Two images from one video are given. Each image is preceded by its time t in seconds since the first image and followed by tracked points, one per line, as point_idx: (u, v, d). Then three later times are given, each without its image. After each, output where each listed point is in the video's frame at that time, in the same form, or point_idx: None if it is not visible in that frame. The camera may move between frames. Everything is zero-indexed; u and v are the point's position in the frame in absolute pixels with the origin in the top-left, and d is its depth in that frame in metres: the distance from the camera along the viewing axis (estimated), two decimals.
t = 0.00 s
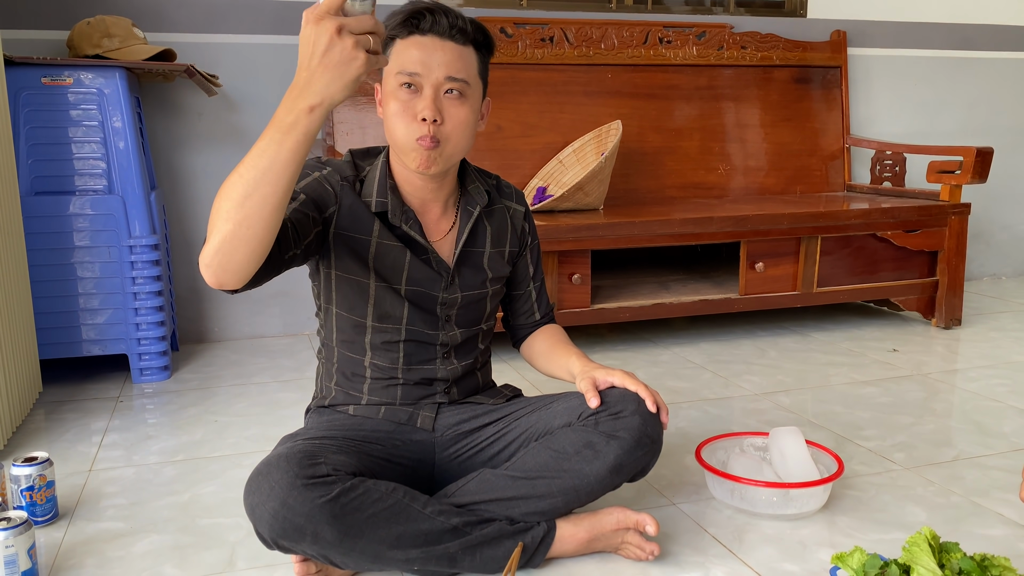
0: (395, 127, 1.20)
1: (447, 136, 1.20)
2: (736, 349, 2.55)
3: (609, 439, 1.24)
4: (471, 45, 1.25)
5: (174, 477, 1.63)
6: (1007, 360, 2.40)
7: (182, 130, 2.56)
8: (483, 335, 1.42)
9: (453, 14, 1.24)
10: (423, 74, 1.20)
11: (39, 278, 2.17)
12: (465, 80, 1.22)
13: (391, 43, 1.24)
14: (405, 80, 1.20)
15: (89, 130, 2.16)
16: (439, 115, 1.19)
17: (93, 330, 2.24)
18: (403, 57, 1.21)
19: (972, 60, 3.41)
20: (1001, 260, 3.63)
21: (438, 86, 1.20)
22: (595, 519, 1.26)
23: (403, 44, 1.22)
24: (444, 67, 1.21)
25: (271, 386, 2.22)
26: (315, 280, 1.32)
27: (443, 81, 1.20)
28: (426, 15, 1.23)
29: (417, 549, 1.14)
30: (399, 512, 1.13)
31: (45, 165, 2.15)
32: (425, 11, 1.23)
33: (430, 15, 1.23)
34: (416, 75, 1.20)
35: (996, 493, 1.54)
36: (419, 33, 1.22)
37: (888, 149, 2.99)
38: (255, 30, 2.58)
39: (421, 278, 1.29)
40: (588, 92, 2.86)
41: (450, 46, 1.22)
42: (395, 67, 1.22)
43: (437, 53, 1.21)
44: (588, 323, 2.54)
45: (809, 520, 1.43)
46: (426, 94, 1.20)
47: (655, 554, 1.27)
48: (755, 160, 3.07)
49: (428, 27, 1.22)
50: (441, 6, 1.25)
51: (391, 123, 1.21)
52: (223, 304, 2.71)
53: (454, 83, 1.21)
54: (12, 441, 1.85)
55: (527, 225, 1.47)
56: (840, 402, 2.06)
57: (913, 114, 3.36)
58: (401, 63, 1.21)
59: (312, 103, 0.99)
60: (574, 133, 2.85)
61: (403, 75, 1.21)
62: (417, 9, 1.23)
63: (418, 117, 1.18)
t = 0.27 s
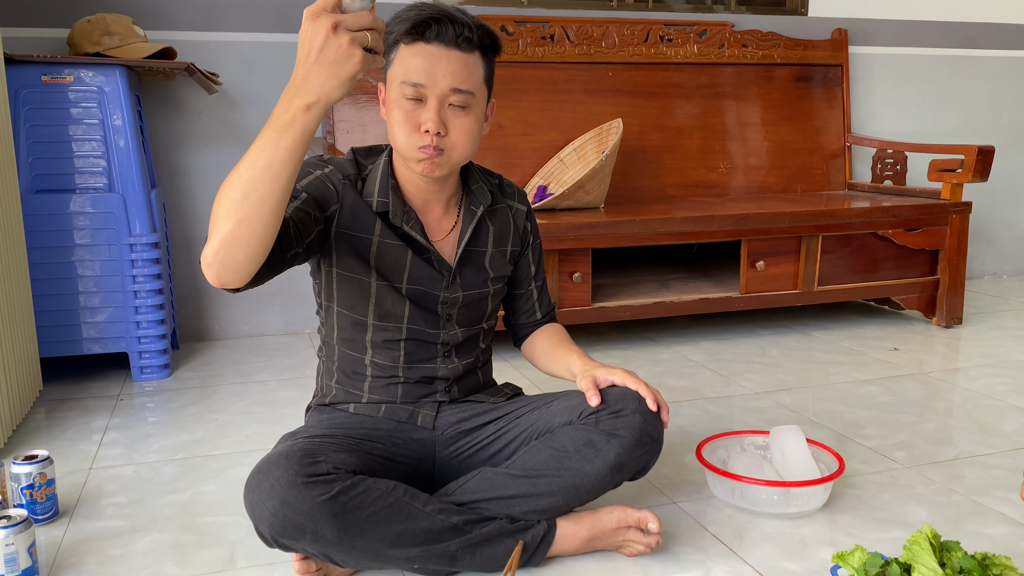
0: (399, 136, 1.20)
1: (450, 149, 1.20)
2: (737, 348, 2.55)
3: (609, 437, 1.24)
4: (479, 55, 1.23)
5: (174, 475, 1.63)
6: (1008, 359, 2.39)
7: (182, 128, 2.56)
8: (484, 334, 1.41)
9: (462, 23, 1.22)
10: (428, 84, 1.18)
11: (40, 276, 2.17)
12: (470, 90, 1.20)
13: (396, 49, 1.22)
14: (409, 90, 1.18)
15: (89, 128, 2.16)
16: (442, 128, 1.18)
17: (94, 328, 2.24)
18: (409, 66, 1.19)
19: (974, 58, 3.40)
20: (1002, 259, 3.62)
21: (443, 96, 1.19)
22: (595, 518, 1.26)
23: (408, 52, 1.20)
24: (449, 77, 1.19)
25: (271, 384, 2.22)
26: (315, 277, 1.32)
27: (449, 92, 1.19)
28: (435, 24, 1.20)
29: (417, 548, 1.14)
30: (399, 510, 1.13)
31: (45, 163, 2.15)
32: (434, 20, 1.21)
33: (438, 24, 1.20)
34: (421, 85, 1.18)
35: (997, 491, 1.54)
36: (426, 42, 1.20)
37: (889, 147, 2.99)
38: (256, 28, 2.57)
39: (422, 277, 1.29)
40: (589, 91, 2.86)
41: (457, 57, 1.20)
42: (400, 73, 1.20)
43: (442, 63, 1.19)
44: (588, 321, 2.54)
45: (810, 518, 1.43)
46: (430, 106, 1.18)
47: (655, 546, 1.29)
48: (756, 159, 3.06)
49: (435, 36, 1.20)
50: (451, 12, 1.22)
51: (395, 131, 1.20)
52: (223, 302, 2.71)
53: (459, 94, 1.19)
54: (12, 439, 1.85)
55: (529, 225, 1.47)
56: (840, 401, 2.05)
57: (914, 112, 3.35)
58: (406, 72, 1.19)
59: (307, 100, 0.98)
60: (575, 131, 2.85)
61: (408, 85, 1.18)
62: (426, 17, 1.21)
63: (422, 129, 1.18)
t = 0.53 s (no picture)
0: (415, 157, 1.16)
1: (466, 168, 1.17)
2: (737, 346, 2.55)
3: (610, 436, 1.24)
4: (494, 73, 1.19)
5: (175, 474, 1.63)
6: (1008, 358, 2.39)
7: (182, 126, 2.56)
8: (484, 333, 1.41)
9: (481, 42, 1.16)
10: (447, 106, 1.13)
11: (40, 274, 2.17)
12: (488, 111, 1.17)
13: (409, 64, 1.15)
14: (427, 112, 1.14)
15: (89, 127, 2.16)
16: (461, 149, 1.15)
17: (94, 326, 2.24)
18: (426, 85, 1.13)
19: (974, 57, 3.40)
20: (1003, 258, 3.62)
21: (462, 117, 1.14)
22: (595, 517, 1.26)
23: (425, 71, 1.13)
24: (469, 98, 1.14)
25: (272, 383, 2.22)
26: (315, 278, 1.32)
27: (467, 113, 1.15)
28: (456, 44, 1.14)
29: (417, 546, 1.14)
30: (399, 509, 1.13)
31: (45, 161, 2.15)
32: (455, 39, 1.14)
33: (458, 44, 1.14)
34: (439, 107, 1.13)
35: (997, 490, 1.54)
36: (445, 62, 1.14)
37: (890, 146, 2.98)
38: (256, 27, 2.57)
39: (422, 278, 1.29)
40: (590, 89, 2.86)
41: (477, 78, 1.15)
42: (415, 92, 1.14)
43: (462, 84, 1.14)
44: (589, 320, 2.54)
45: (810, 517, 1.43)
46: (449, 127, 1.14)
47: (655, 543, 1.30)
48: (757, 157, 3.06)
49: (456, 56, 1.14)
50: (468, 29, 1.16)
51: (410, 151, 1.16)
52: (224, 301, 2.71)
53: (478, 115, 1.15)
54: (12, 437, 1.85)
55: (529, 224, 1.46)
56: (841, 400, 2.05)
57: (915, 111, 3.35)
58: (423, 92, 1.13)
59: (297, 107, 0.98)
60: (575, 130, 2.85)
61: (426, 107, 1.13)
62: (446, 36, 1.14)
63: (441, 151, 1.14)
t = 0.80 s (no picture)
0: (429, 169, 1.14)
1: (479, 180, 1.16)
2: (738, 345, 2.54)
3: (610, 435, 1.24)
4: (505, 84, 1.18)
5: (175, 473, 1.63)
6: (1009, 356, 2.39)
7: (182, 125, 2.55)
8: (484, 332, 1.41)
9: (494, 53, 1.15)
10: (462, 118, 1.11)
11: (40, 273, 2.17)
12: (500, 121, 1.15)
13: (424, 77, 1.12)
14: (442, 123, 1.11)
15: (89, 125, 2.16)
16: (475, 160, 1.13)
17: (94, 325, 2.24)
18: (441, 98, 1.11)
19: (975, 56, 3.40)
20: (1003, 256, 3.62)
21: (476, 128, 1.13)
22: (595, 516, 1.26)
23: (441, 84, 1.11)
24: (483, 109, 1.12)
25: (272, 382, 2.22)
26: (315, 279, 1.31)
27: (482, 124, 1.13)
28: (473, 56, 1.13)
29: (417, 546, 1.14)
30: (399, 508, 1.13)
31: (45, 160, 2.15)
32: (472, 52, 1.13)
33: (474, 56, 1.13)
34: (455, 118, 1.11)
35: (997, 489, 1.54)
36: (462, 75, 1.12)
37: (890, 145, 2.98)
38: (256, 25, 2.57)
39: (423, 279, 1.29)
40: (590, 88, 2.86)
41: (492, 90, 1.14)
42: (430, 105, 1.12)
43: (477, 95, 1.12)
44: (589, 319, 2.54)
45: (810, 516, 1.43)
46: (463, 139, 1.12)
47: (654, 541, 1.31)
48: (757, 156, 3.06)
49: (472, 69, 1.12)
50: (482, 40, 1.15)
51: (424, 163, 1.14)
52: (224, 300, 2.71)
53: (491, 125, 1.14)
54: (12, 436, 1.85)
55: (529, 224, 1.46)
56: (841, 399, 2.05)
57: (916, 109, 3.35)
58: (439, 105, 1.11)
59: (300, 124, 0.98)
60: (575, 128, 2.85)
61: (442, 118, 1.11)
62: (462, 48, 1.12)
63: (456, 162, 1.12)
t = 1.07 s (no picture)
0: (430, 170, 1.13)
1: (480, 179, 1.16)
2: (738, 344, 2.54)
3: (610, 435, 1.24)
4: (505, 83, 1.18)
5: (175, 471, 1.63)
6: (1009, 355, 2.39)
7: (182, 124, 2.55)
8: (484, 332, 1.41)
9: (494, 53, 1.15)
10: (463, 118, 1.11)
11: (40, 272, 2.17)
12: (501, 120, 1.15)
13: (424, 78, 1.12)
14: (443, 124, 1.11)
15: (89, 124, 2.16)
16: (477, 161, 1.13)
17: (94, 324, 2.24)
18: (441, 99, 1.10)
19: (975, 54, 3.40)
20: (1003, 255, 3.62)
21: (477, 128, 1.12)
22: (595, 515, 1.26)
23: (441, 85, 1.11)
24: (484, 109, 1.12)
25: (272, 381, 2.22)
26: (316, 281, 1.31)
27: (483, 124, 1.13)
28: (473, 57, 1.12)
29: (417, 544, 1.14)
30: (399, 507, 1.13)
31: (45, 158, 2.15)
32: (471, 52, 1.12)
33: (473, 56, 1.12)
34: (456, 119, 1.11)
35: (997, 488, 1.54)
36: (462, 75, 1.11)
37: (891, 144, 2.98)
38: (256, 24, 2.57)
39: (424, 281, 1.28)
40: (590, 87, 2.85)
41: (493, 90, 1.13)
42: (431, 106, 1.11)
43: (477, 95, 1.11)
44: (589, 318, 2.54)
45: (810, 515, 1.43)
46: (465, 140, 1.12)
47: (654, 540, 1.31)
48: (757, 155, 3.06)
49: (472, 69, 1.12)
50: (482, 40, 1.14)
51: (426, 164, 1.14)
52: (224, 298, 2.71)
53: (492, 124, 1.14)
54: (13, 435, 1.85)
55: (529, 223, 1.46)
56: (841, 398, 2.05)
57: (916, 108, 3.35)
58: (440, 106, 1.10)
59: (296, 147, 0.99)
60: (575, 127, 2.85)
61: (443, 119, 1.11)
62: (462, 49, 1.12)
63: (457, 163, 1.12)
